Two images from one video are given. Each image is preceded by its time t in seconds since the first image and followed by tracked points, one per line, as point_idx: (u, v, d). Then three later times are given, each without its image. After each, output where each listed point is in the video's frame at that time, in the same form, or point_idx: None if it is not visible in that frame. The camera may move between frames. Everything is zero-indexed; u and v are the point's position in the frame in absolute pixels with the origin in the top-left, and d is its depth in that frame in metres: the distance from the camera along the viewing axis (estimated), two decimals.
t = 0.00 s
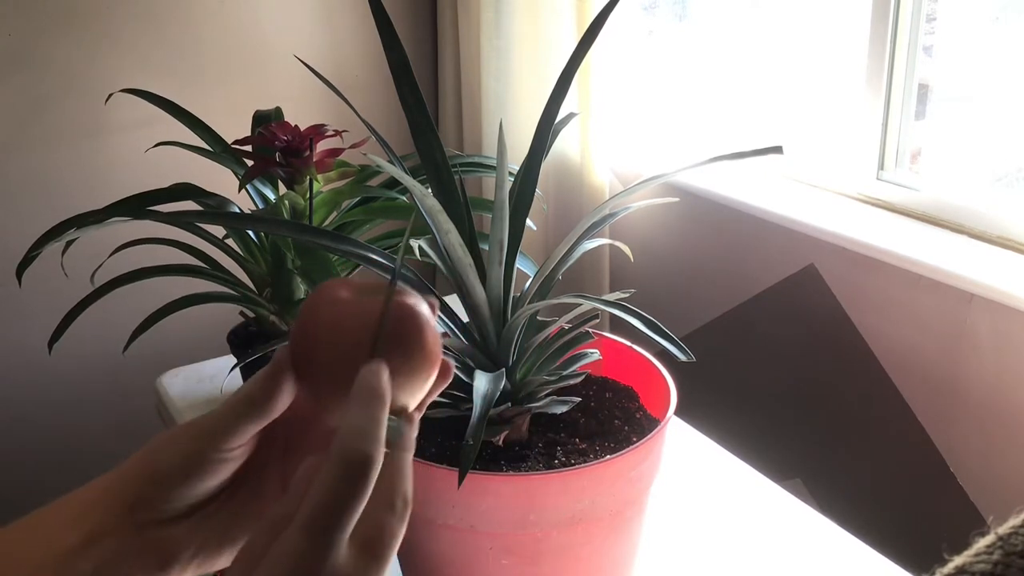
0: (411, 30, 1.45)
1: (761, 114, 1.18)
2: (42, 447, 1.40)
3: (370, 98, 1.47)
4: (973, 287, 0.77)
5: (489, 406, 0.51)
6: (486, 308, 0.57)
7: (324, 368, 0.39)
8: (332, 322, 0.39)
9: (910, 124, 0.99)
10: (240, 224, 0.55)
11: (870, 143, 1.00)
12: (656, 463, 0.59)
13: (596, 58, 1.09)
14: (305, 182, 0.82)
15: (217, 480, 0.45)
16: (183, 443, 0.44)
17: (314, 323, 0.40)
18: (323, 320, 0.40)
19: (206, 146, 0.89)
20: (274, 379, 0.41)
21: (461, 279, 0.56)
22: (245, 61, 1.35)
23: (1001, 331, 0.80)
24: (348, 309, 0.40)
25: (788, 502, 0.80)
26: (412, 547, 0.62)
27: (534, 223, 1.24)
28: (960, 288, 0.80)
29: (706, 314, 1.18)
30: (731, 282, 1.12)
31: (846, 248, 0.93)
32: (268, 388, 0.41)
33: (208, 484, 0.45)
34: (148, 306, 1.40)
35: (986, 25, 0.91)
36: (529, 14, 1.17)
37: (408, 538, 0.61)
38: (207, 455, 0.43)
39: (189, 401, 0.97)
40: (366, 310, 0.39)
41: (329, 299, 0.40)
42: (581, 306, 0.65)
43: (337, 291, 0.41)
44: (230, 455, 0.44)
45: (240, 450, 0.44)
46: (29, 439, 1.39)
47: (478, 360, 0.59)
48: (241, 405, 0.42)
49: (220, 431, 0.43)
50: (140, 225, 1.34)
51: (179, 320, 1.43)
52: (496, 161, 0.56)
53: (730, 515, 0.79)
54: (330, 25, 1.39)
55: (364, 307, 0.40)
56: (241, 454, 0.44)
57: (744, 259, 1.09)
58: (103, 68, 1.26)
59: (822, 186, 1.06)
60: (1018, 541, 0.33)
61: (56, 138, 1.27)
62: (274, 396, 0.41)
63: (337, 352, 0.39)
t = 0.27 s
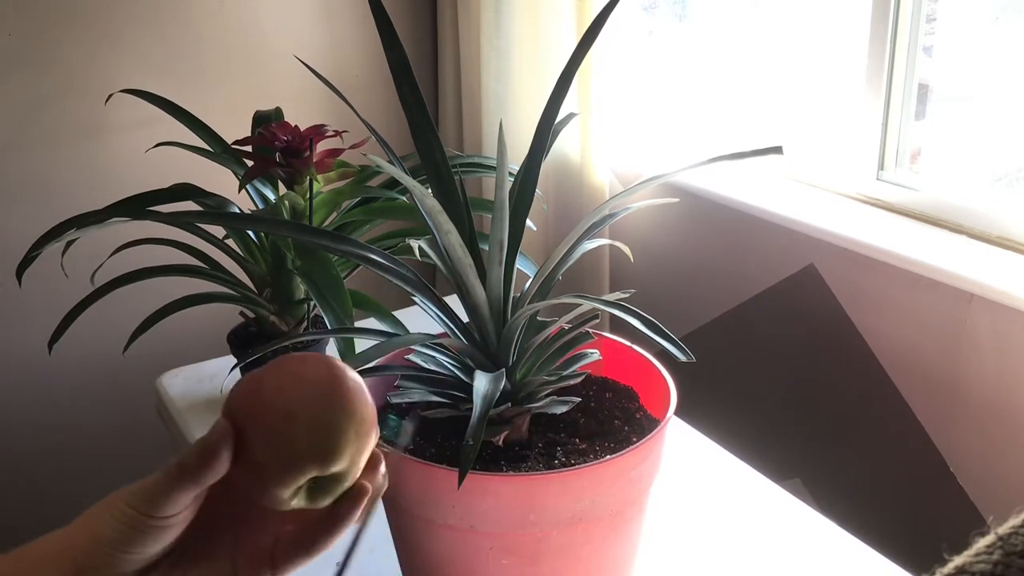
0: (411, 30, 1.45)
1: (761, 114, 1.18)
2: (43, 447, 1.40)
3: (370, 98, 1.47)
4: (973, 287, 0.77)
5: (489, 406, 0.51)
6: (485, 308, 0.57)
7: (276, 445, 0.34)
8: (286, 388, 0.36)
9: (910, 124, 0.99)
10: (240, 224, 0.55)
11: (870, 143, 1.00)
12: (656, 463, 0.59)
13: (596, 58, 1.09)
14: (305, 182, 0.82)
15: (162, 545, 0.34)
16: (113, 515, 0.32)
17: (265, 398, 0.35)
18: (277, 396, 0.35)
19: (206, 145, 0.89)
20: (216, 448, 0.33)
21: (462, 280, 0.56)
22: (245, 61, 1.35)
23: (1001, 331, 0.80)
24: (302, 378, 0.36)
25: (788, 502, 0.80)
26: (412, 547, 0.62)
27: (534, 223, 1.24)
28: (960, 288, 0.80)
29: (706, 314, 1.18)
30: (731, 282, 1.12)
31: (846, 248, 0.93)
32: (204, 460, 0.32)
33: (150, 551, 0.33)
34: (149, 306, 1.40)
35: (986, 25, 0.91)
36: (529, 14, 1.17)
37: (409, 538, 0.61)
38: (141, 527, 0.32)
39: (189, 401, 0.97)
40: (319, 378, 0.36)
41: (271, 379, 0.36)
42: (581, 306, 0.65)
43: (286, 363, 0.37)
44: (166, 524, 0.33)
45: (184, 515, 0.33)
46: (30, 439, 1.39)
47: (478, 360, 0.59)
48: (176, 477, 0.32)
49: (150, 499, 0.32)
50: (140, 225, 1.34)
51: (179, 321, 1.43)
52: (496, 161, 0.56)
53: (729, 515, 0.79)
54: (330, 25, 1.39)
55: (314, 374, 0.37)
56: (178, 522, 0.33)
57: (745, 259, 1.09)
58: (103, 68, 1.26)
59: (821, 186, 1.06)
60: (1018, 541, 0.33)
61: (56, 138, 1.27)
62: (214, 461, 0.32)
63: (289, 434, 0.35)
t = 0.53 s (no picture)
0: (411, 30, 1.45)
1: (760, 114, 1.18)
2: (43, 448, 1.40)
3: (370, 98, 1.47)
4: (973, 287, 0.77)
5: (489, 406, 0.51)
6: (485, 308, 0.57)
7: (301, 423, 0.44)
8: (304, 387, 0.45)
9: (910, 124, 0.99)
10: (240, 224, 0.55)
11: (870, 143, 1.00)
12: (656, 463, 0.60)
13: (596, 58, 1.09)
14: (305, 181, 0.82)
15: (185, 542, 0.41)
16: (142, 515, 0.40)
17: (288, 387, 0.46)
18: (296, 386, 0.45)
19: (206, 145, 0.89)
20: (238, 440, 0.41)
21: (462, 280, 0.56)
22: (245, 61, 1.35)
23: (1001, 331, 0.80)
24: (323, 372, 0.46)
25: (788, 502, 0.80)
26: (411, 547, 0.62)
27: (534, 223, 1.24)
28: (960, 288, 0.80)
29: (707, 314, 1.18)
30: (731, 282, 1.12)
31: (846, 248, 0.93)
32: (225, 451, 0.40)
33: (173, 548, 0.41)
34: (149, 306, 1.40)
35: (986, 25, 0.91)
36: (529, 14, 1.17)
37: (409, 538, 0.61)
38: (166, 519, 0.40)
39: (189, 402, 0.97)
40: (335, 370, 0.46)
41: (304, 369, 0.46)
42: (581, 306, 0.65)
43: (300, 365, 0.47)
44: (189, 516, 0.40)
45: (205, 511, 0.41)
46: (30, 439, 1.39)
47: (478, 360, 0.59)
48: (202, 466, 0.39)
49: (171, 496, 0.40)
50: (140, 225, 1.34)
51: (180, 321, 1.43)
52: (496, 161, 0.56)
53: (729, 515, 0.79)
54: (330, 25, 1.39)
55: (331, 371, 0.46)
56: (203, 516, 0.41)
57: (745, 259, 1.09)
58: (103, 68, 1.26)
59: (821, 186, 1.06)
60: (1017, 541, 0.33)
61: (56, 138, 1.27)
62: (236, 452, 0.40)
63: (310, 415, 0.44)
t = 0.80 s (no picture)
0: (411, 30, 1.45)
1: (760, 114, 1.18)
2: (43, 447, 1.40)
3: (370, 98, 1.47)
4: (973, 287, 0.77)
5: (489, 406, 0.51)
6: (485, 308, 0.57)
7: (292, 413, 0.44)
8: (302, 376, 0.47)
9: (910, 124, 0.99)
10: (240, 225, 0.55)
11: (870, 143, 1.00)
12: (656, 463, 0.59)
13: (596, 58, 1.09)
14: (305, 182, 0.82)
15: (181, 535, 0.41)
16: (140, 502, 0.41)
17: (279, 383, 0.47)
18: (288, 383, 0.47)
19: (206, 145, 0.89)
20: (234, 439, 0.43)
21: (462, 280, 0.56)
22: (245, 61, 1.35)
23: (1000, 331, 0.80)
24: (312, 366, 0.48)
25: (788, 502, 0.80)
26: (411, 547, 0.62)
27: (534, 223, 1.24)
28: (960, 288, 0.80)
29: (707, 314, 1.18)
30: (731, 282, 1.12)
31: (846, 248, 0.93)
32: (224, 446, 0.42)
33: (167, 541, 0.41)
34: (149, 305, 1.40)
35: (986, 25, 0.91)
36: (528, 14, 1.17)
37: (409, 538, 0.61)
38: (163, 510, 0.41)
39: (189, 402, 0.97)
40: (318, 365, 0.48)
41: (298, 359, 0.49)
42: (581, 306, 0.65)
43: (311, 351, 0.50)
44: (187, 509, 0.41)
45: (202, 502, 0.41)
46: (30, 439, 1.39)
47: (478, 360, 0.59)
48: (203, 457, 0.42)
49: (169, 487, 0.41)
50: (140, 225, 1.34)
51: (179, 320, 1.43)
52: (496, 160, 0.56)
53: (730, 515, 0.79)
54: (330, 24, 1.39)
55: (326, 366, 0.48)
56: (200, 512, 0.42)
57: (745, 259, 1.09)
58: (103, 68, 1.26)
59: (821, 186, 1.06)
60: (1018, 541, 0.33)
61: (56, 139, 1.27)
62: (236, 445, 0.43)
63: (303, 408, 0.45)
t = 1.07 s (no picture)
0: (411, 31, 1.45)
1: (760, 114, 1.18)
2: (43, 447, 1.40)
3: (370, 99, 1.47)
4: (973, 287, 0.77)
5: (489, 406, 0.51)
6: (485, 308, 0.57)
7: (272, 420, 0.45)
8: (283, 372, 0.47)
9: (910, 124, 0.99)
10: (240, 225, 0.54)
11: (870, 143, 1.00)
12: (656, 463, 0.59)
13: (596, 58, 1.09)
14: (305, 182, 0.82)
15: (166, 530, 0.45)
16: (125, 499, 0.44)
17: (259, 381, 0.47)
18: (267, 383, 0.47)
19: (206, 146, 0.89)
20: (216, 430, 0.44)
21: (462, 280, 0.56)
22: (245, 61, 1.35)
23: (1001, 331, 0.80)
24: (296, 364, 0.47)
25: (788, 502, 0.80)
26: (411, 547, 0.62)
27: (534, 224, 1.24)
28: (960, 288, 0.80)
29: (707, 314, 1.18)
30: (732, 282, 1.12)
31: (846, 248, 0.93)
32: (207, 442, 0.43)
33: (150, 535, 0.45)
34: (149, 305, 1.40)
35: (986, 25, 0.91)
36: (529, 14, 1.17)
37: (409, 538, 0.61)
38: (149, 504, 0.44)
39: (189, 402, 0.97)
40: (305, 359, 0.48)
41: (281, 356, 0.49)
42: (581, 306, 0.65)
43: (293, 347, 0.49)
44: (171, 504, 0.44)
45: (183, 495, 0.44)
46: (30, 439, 1.39)
47: (478, 360, 0.59)
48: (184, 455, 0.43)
49: (158, 482, 0.43)
50: (140, 226, 1.34)
51: (179, 320, 1.43)
52: (496, 160, 0.56)
53: (730, 515, 0.79)
54: (330, 24, 1.39)
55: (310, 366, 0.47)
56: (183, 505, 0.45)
57: (745, 259, 1.09)
58: (103, 68, 1.26)
59: (821, 186, 1.06)
60: (1017, 541, 0.33)
61: (56, 139, 1.27)
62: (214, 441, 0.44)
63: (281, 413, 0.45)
